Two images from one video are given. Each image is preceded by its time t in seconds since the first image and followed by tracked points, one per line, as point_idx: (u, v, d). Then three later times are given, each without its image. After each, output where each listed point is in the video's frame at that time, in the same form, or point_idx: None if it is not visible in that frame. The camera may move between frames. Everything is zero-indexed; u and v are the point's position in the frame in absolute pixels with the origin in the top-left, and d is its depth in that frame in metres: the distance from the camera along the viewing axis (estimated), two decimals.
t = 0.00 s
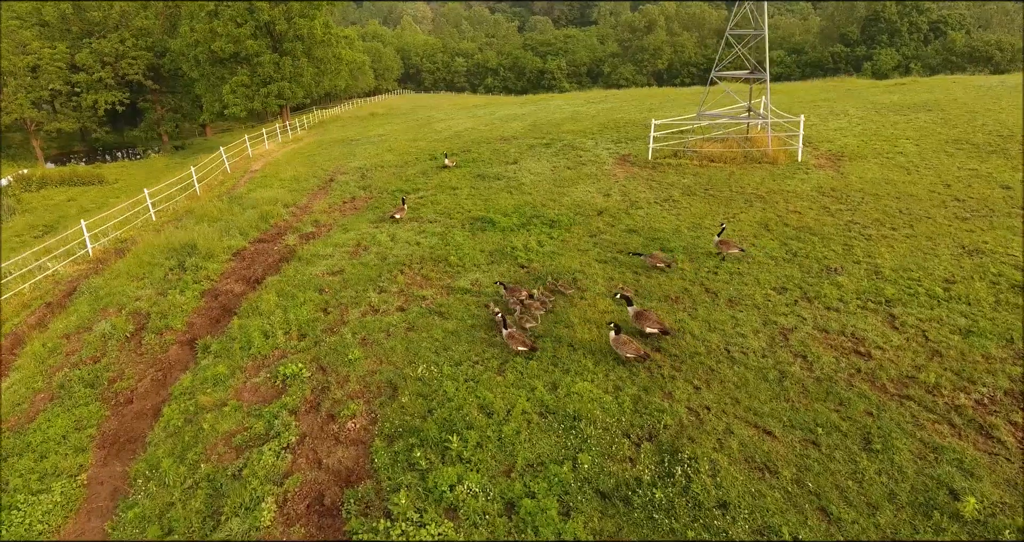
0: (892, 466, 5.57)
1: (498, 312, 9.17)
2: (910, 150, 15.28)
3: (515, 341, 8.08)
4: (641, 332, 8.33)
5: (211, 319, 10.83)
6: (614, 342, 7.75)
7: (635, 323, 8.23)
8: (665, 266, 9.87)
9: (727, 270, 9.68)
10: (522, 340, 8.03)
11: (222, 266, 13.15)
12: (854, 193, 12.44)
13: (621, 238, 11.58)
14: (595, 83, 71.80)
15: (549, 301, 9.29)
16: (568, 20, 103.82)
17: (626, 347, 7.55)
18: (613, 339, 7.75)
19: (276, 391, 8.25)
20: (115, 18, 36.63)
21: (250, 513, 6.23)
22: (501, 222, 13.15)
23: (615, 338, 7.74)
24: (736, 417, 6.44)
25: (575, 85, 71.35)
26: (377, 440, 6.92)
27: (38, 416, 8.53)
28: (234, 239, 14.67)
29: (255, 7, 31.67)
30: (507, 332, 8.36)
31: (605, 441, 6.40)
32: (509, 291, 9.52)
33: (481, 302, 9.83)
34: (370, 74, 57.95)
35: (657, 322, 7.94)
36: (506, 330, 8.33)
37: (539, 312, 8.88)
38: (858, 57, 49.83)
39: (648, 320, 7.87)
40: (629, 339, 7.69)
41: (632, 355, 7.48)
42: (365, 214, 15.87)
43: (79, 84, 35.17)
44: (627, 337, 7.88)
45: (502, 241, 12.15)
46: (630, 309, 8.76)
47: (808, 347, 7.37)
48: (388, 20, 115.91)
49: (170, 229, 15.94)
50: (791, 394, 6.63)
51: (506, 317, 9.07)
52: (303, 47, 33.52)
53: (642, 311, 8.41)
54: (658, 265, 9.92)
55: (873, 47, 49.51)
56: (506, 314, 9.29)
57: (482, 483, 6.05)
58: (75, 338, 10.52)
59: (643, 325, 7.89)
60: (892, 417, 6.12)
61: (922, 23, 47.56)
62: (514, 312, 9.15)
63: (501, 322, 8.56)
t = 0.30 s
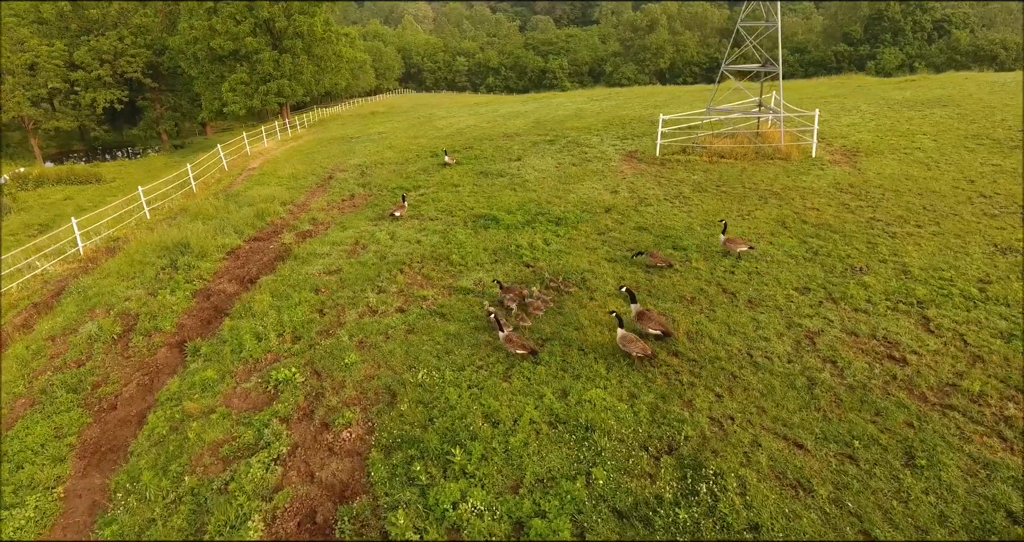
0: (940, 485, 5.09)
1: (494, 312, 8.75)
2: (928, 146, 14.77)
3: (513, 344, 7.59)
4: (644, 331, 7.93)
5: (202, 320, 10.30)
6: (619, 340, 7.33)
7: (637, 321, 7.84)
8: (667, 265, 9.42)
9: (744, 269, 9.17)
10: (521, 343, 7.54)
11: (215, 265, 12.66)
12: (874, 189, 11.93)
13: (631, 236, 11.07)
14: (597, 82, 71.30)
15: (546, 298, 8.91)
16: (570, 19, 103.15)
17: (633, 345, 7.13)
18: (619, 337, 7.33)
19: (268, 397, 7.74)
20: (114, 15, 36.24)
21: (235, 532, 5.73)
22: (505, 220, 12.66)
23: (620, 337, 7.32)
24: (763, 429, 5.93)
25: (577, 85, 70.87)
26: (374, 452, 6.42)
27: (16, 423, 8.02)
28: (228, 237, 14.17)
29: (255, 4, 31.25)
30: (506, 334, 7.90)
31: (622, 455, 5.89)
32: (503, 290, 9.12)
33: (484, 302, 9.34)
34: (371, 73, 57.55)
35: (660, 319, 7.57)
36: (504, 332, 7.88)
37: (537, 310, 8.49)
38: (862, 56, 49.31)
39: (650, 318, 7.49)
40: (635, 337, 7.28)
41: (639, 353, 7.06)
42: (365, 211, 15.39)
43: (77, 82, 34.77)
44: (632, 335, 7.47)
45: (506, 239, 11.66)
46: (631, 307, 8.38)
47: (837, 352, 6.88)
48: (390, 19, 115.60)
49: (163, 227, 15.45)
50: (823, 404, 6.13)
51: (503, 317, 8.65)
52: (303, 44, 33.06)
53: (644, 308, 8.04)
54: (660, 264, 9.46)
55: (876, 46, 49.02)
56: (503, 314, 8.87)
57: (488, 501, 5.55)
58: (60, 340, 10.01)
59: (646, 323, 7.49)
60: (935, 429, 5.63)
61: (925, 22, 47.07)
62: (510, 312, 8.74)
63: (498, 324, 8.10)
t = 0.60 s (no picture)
0: (989, 505, 4.69)
1: (490, 311, 8.40)
2: (945, 142, 14.35)
3: (514, 347, 7.26)
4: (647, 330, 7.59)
5: (194, 321, 9.85)
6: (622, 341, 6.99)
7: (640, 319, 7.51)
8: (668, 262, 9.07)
9: (761, 269, 8.74)
10: (523, 346, 7.22)
11: (209, 265, 12.21)
12: (893, 186, 11.52)
13: (640, 234, 10.64)
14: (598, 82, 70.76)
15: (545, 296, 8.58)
16: (571, 18, 102.35)
17: (637, 346, 6.80)
18: (622, 338, 6.98)
19: (260, 403, 7.27)
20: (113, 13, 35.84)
21: None
22: (508, 218, 12.23)
23: (622, 337, 6.98)
24: (791, 441, 5.51)
25: (578, 84, 70.33)
26: (372, 464, 5.98)
27: None
28: (224, 236, 13.74)
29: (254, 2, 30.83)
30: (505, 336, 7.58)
31: (639, 469, 5.46)
32: (499, 287, 8.76)
33: (488, 303, 8.90)
34: (372, 72, 57.11)
35: (665, 318, 7.25)
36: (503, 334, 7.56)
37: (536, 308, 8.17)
38: (865, 55, 48.75)
39: (655, 316, 7.17)
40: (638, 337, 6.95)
41: (642, 355, 6.72)
42: (364, 209, 14.97)
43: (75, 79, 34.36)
44: (635, 335, 7.13)
45: (510, 237, 11.23)
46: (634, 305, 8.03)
47: (866, 357, 6.46)
48: (391, 19, 115.16)
49: (158, 225, 15.02)
50: (854, 414, 5.72)
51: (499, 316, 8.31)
52: (303, 42, 32.62)
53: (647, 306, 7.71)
54: (661, 261, 9.11)
55: (879, 46, 48.53)
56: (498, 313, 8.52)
57: (495, 520, 5.13)
58: (46, 341, 9.54)
59: (650, 322, 7.16)
60: (979, 443, 5.23)
61: (929, 21, 46.47)
62: (506, 312, 8.40)
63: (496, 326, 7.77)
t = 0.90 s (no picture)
0: None
1: (486, 311, 8.29)
2: (960, 140, 14.14)
3: (512, 348, 7.06)
4: (648, 327, 7.47)
5: (189, 323, 9.52)
6: (620, 340, 6.92)
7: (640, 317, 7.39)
8: (661, 262, 8.99)
9: (775, 270, 8.46)
10: (521, 347, 7.01)
11: (206, 265, 11.94)
12: (908, 184, 11.35)
13: (648, 235, 10.32)
14: (600, 82, 70.38)
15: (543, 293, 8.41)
16: (574, 18, 101.59)
17: (636, 346, 6.71)
18: (620, 337, 6.91)
19: (255, 409, 6.94)
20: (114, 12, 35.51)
21: None
22: (512, 217, 11.93)
23: (621, 337, 6.90)
24: (815, 453, 5.23)
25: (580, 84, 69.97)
26: (372, 475, 5.68)
27: None
28: (221, 236, 13.44)
29: None
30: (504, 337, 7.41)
31: (653, 483, 5.17)
32: (496, 286, 8.66)
33: (492, 305, 8.59)
34: (373, 72, 56.85)
35: (665, 314, 7.11)
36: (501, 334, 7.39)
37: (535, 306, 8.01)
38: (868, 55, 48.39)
39: (657, 315, 7.02)
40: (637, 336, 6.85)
41: (641, 353, 6.65)
42: (365, 208, 14.69)
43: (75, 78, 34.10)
44: (634, 332, 7.05)
45: (514, 237, 10.93)
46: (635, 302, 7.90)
47: (890, 363, 6.22)
48: (392, 19, 114.89)
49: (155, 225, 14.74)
50: (881, 424, 5.45)
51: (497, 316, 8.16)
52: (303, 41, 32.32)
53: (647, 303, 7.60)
54: (654, 260, 9.02)
55: (882, 45, 48.16)
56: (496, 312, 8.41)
57: (501, 537, 4.83)
58: (37, 344, 9.20)
59: (651, 320, 7.04)
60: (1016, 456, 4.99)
61: (932, 20, 46.04)
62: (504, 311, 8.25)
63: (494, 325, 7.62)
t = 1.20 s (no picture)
0: None
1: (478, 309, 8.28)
2: (969, 139, 14.08)
3: (506, 352, 6.94)
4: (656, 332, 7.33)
5: (187, 325, 9.36)
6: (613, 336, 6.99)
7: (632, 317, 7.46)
8: (655, 262, 8.93)
9: (785, 273, 8.44)
10: (514, 352, 6.88)
11: (206, 266, 11.80)
12: (919, 185, 11.37)
13: (654, 236, 10.14)
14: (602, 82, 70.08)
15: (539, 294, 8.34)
16: (575, 18, 101.09)
17: (626, 340, 6.76)
18: (613, 331, 6.96)
19: (253, 415, 6.77)
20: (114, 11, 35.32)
21: None
22: (515, 218, 11.77)
23: (613, 331, 6.98)
24: (831, 463, 5.12)
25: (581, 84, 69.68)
26: (372, 484, 5.52)
27: None
28: (221, 237, 13.29)
29: None
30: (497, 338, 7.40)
31: (663, 494, 5.01)
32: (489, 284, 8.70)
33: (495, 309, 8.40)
34: (374, 72, 56.72)
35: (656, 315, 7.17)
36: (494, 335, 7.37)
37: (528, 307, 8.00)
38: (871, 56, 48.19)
39: (648, 317, 7.06)
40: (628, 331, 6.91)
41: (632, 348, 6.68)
42: (366, 209, 14.54)
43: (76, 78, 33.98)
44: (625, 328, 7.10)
45: (517, 239, 10.77)
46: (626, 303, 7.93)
47: (904, 370, 6.22)
48: (393, 18, 114.70)
49: (155, 226, 14.55)
50: (898, 433, 5.37)
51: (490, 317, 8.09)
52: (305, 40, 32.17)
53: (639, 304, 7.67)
54: (648, 261, 8.97)
55: (885, 45, 47.92)
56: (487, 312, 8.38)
57: None
58: (34, 347, 9.04)
59: (641, 322, 7.11)
60: None
61: (935, 20, 45.86)
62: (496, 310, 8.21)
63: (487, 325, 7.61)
